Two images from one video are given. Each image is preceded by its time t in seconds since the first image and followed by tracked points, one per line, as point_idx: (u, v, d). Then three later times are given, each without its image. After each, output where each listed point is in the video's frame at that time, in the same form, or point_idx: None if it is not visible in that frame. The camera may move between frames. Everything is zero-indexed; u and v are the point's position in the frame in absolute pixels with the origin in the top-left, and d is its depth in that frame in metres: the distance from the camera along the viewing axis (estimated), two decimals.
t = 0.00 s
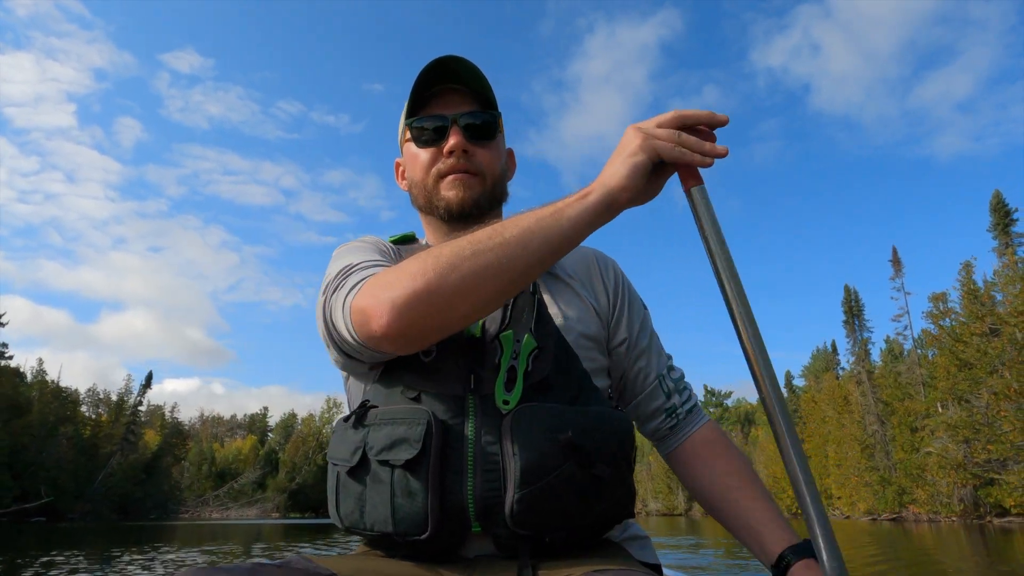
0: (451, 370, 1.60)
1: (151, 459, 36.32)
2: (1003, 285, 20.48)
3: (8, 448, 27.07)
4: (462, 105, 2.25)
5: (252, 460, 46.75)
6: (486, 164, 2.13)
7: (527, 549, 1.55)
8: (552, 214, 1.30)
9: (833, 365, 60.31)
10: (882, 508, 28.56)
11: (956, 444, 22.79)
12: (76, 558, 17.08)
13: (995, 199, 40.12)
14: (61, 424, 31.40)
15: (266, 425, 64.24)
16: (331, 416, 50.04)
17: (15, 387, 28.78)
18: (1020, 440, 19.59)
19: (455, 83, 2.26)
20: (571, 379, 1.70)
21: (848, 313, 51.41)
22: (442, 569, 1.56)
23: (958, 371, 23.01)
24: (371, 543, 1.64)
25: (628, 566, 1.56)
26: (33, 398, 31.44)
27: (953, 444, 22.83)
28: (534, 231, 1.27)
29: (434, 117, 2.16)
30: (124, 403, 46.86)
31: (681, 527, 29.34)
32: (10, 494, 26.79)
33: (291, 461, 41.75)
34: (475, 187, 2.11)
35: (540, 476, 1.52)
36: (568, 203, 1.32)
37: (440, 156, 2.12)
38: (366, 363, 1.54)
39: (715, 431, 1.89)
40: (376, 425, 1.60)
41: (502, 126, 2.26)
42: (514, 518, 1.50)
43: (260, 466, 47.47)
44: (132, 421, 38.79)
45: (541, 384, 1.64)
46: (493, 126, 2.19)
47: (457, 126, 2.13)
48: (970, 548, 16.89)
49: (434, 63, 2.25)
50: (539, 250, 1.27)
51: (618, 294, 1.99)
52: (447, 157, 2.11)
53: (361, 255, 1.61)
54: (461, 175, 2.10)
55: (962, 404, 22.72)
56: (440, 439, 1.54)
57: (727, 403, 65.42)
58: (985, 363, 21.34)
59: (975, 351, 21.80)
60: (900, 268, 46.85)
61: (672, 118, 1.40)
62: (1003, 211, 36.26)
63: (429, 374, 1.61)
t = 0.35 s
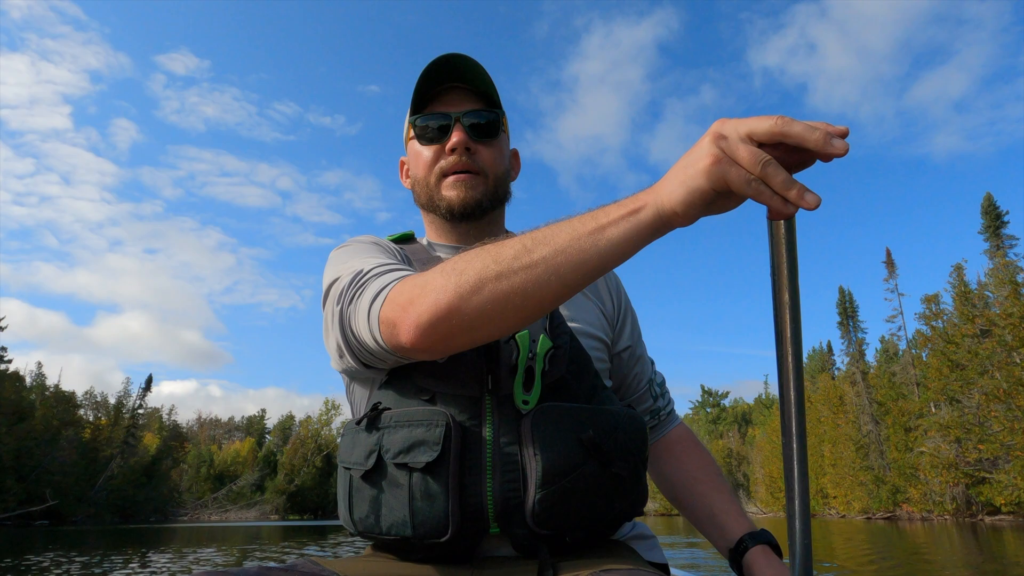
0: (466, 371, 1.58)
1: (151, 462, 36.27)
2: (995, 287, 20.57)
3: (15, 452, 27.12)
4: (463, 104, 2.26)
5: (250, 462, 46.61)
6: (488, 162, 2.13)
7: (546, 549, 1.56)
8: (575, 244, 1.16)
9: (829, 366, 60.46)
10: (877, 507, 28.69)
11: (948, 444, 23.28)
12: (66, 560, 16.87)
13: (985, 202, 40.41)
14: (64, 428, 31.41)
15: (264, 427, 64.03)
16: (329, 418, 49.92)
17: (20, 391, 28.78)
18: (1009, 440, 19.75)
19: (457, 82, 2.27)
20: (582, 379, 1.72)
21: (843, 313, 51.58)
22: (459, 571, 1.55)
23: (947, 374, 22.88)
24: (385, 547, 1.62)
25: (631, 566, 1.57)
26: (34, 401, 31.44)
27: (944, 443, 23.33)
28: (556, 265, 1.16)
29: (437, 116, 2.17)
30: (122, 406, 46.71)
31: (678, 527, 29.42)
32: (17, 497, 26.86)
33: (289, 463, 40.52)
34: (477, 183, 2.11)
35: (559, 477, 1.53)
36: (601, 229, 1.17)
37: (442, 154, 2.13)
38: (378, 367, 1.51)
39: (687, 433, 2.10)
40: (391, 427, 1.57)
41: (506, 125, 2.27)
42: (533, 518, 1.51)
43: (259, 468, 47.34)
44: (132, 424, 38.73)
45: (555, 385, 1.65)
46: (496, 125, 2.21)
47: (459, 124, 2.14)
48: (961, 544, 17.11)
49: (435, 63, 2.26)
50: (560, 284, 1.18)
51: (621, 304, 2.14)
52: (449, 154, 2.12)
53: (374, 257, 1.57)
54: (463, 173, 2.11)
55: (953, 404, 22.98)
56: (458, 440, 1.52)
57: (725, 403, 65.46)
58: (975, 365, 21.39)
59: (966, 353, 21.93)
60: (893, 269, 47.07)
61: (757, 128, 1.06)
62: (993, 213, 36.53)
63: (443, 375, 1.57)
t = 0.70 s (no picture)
0: (471, 368, 1.57)
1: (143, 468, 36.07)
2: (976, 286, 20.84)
3: (9, 460, 26.95)
4: (463, 101, 2.25)
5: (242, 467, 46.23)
6: (486, 156, 2.13)
7: (556, 545, 1.56)
8: (582, 266, 1.13)
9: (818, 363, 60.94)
10: (864, 502, 28.99)
11: (931, 440, 23.54)
12: (53, 567, 16.63)
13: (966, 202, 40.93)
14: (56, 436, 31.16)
15: (254, 431, 63.53)
16: (321, 422, 49.68)
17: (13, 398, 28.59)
18: (991, 434, 19.97)
19: (457, 80, 2.27)
20: (588, 374, 1.72)
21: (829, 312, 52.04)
22: (465, 570, 1.55)
23: (931, 370, 23.65)
24: (390, 547, 1.60)
25: (636, 565, 1.57)
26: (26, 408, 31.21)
27: (928, 439, 23.61)
28: (561, 281, 1.13)
29: (436, 112, 2.17)
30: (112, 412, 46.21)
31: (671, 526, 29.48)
32: (12, 505, 26.69)
33: (282, 467, 40.35)
34: (474, 175, 2.10)
35: (568, 472, 1.53)
36: (609, 255, 1.11)
37: (439, 147, 2.13)
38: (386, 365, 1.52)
39: (663, 430, 2.18)
40: (398, 425, 1.56)
41: (505, 121, 2.27)
42: (543, 513, 1.51)
43: (250, 472, 46.96)
44: (124, 430, 38.48)
45: (563, 381, 1.65)
46: (495, 122, 2.20)
47: (457, 120, 2.13)
48: (945, 537, 17.29)
49: (433, 61, 2.26)
50: (553, 303, 1.14)
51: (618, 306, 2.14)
52: (446, 147, 2.12)
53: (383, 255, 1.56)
54: (461, 164, 2.10)
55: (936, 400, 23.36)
56: (468, 438, 1.52)
57: (714, 402, 65.75)
58: (957, 362, 21.66)
59: (949, 350, 22.27)
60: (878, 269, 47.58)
61: (787, 219, 0.92)
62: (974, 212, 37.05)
63: (449, 371, 1.57)
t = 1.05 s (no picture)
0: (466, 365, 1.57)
1: (136, 475, 35.95)
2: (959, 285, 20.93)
3: (7, 468, 26.83)
4: (458, 101, 2.25)
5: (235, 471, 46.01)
6: (481, 153, 2.13)
7: (551, 542, 1.56)
8: (557, 283, 1.12)
9: (806, 361, 61.42)
10: (853, 497, 29.22)
11: (916, 435, 23.88)
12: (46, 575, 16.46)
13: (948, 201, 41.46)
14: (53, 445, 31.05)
15: (246, 435, 63.17)
16: (313, 425, 49.47)
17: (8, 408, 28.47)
18: (970, 432, 19.89)
19: (453, 80, 2.27)
20: (584, 372, 1.72)
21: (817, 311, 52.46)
22: (461, 569, 1.54)
23: (915, 367, 24.10)
24: (387, 545, 1.60)
25: (633, 566, 1.58)
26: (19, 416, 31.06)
27: (913, 435, 23.98)
28: (536, 298, 1.12)
29: (432, 111, 2.17)
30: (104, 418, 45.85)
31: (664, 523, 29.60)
32: (8, 514, 26.63)
33: (275, 471, 40.20)
34: (469, 172, 2.09)
35: (564, 469, 1.53)
36: (583, 272, 1.11)
37: (435, 145, 2.13)
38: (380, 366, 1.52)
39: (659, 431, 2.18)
40: (393, 423, 1.56)
41: (500, 121, 2.27)
42: (538, 511, 1.51)
43: (243, 477, 46.72)
44: (117, 437, 38.31)
45: (558, 378, 1.66)
46: (490, 122, 2.20)
47: (452, 117, 2.13)
48: (932, 530, 17.44)
49: (428, 60, 2.26)
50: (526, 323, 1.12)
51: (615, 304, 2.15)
52: (442, 144, 2.12)
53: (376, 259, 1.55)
54: (456, 161, 2.09)
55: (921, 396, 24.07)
56: (462, 436, 1.51)
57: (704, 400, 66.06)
58: (941, 359, 21.97)
59: (933, 347, 22.65)
60: (864, 267, 48.09)
61: (747, 266, 0.95)
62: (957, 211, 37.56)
63: (444, 370, 1.56)
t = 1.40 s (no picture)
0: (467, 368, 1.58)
1: (142, 475, 36.15)
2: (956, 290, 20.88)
3: (17, 468, 27.00)
4: (463, 102, 2.26)
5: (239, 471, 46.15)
6: (486, 154, 2.14)
7: (552, 545, 1.56)
8: (552, 296, 1.12)
9: (807, 363, 61.39)
10: (852, 498, 29.24)
11: (915, 438, 23.89)
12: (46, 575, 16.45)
13: (947, 205, 41.51)
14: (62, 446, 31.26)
15: (248, 435, 63.25)
16: (316, 425, 49.55)
17: (17, 409, 28.66)
18: (966, 433, 20.08)
19: (458, 82, 2.28)
20: (586, 375, 1.73)
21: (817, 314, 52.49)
22: (463, 571, 1.54)
23: (914, 370, 23.81)
24: (387, 548, 1.60)
25: (634, 568, 1.58)
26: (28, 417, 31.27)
27: (912, 437, 24.03)
28: (531, 311, 1.12)
29: (437, 112, 2.18)
30: (108, 418, 46.01)
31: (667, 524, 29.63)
32: (19, 514, 26.82)
33: (278, 471, 40.31)
34: (474, 172, 2.10)
35: (567, 471, 1.54)
36: (580, 287, 1.11)
37: (440, 146, 2.14)
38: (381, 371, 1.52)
39: (662, 433, 2.18)
40: (394, 425, 1.57)
41: (505, 121, 2.28)
42: (540, 515, 1.52)
43: (246, 477, 46.83)
44: (123, 438, 38.49)
45: (560, 381, 1.67)
46: (496, 122, 2.21)
47: (456, 118, 2.15)
48: (931, 530, 17.52)
49: (433, 61, 2.26)
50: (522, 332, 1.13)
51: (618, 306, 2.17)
52: (446, 144, 2.13)
53: (376, 264, 1.55)
54: (460, 161, 2.10)
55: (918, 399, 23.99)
56: (462, 438, 1.52)
57: (705, 402, 66.04)
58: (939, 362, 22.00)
59: (931, 350, 22.72)
60: (864, 270, 48.14)
61: (743, 293, 0.95)
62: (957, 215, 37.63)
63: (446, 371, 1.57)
